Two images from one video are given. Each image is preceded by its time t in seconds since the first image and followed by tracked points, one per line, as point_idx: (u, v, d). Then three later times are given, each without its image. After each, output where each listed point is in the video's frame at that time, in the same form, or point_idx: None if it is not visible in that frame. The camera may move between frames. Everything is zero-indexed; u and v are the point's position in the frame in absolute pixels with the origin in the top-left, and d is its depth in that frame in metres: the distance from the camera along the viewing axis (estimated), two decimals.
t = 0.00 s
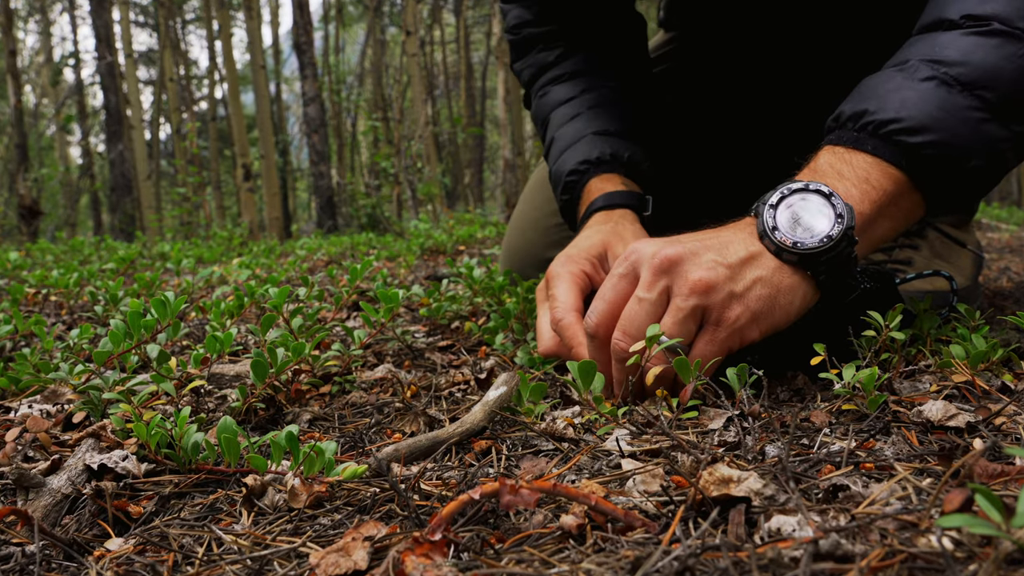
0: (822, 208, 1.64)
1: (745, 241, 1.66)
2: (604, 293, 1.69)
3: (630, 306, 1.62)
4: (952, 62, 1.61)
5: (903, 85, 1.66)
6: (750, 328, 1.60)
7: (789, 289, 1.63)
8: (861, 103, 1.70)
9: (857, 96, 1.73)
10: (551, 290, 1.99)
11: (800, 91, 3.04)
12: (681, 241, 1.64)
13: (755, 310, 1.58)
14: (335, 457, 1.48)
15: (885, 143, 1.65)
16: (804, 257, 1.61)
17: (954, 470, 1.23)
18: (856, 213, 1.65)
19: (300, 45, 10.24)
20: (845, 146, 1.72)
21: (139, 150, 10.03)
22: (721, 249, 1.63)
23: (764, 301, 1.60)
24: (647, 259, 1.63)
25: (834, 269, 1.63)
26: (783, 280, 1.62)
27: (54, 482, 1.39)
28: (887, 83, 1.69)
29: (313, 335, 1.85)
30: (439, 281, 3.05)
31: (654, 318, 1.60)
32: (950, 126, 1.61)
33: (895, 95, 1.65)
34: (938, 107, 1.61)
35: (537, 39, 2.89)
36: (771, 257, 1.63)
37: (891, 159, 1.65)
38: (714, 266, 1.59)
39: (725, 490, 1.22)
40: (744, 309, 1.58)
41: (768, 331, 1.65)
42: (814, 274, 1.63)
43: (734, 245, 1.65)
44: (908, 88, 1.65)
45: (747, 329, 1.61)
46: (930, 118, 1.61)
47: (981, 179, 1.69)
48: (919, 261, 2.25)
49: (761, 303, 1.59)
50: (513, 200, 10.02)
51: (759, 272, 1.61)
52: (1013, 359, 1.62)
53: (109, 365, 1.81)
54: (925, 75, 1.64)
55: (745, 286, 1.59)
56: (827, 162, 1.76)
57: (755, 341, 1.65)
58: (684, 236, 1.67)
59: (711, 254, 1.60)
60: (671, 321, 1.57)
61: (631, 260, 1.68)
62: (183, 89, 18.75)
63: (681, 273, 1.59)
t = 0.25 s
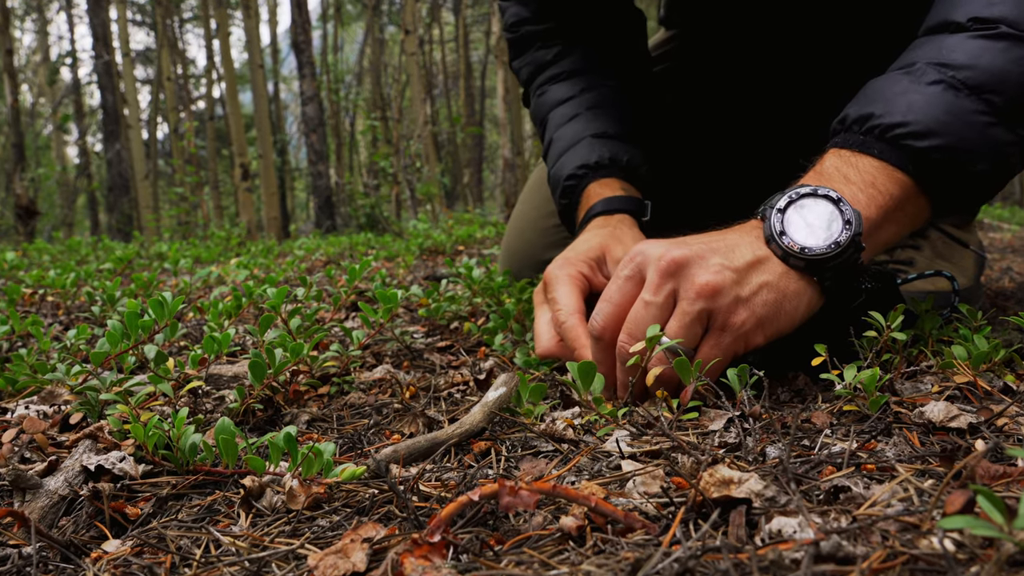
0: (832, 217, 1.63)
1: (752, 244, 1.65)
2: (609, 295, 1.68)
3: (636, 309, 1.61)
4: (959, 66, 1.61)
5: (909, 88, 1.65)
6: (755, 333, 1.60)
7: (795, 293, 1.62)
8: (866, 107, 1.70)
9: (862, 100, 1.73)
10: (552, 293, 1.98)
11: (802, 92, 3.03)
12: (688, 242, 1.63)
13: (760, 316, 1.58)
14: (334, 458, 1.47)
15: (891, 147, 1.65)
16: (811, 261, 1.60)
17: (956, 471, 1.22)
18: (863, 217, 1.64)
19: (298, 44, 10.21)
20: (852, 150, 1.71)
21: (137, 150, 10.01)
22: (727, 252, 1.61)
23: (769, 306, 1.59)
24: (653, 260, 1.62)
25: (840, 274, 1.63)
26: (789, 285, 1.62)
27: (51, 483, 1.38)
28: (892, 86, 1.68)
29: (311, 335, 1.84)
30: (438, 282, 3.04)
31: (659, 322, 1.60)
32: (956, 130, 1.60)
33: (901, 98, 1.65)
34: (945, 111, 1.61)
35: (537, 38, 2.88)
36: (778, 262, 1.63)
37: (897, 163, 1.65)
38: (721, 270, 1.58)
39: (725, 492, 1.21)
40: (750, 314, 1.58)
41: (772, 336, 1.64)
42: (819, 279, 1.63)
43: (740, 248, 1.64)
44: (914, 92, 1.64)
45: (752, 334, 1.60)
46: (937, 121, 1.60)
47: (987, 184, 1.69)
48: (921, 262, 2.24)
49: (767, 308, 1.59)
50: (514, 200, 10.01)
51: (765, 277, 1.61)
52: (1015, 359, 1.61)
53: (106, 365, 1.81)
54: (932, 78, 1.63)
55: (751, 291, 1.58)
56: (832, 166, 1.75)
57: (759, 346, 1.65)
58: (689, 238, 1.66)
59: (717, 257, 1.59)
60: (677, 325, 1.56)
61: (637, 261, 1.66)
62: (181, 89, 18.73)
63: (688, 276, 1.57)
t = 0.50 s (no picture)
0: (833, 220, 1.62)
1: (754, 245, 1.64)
2: (609, 297, 1.67)
3: (636, 311, 1.60)
4: (961, 66, 1.60)
5: (911, 89, 1.64)
6: (755, 336, 1.59)
7: (795, 295, 1.62)
8: (867, 108, 1.68)
9: (862, 101, 1.71)
10: (555, 294, 1.97)
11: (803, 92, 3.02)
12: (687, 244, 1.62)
13: (760, 318, 1.57)
14: (332, 459, 1.46)
15: (893, 148, 1.63)
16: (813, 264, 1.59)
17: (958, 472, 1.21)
18: (865, 220, 1.63)
19: (296, 43, 10.20)
20: (853, 152, 1.70)
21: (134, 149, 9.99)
22: (728, 254, 1.61)
23: (769, 309, 1.58)
24: (654, 262, 1.61)
25: (840, 276, 1.62)
26: (790, 288, 1.61)
27: (48, 484, 1.37)
28: (893, 86, 1.67)
29: (309, 336, 1.83)
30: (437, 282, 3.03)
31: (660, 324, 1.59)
32: (958, 130, 1.59)
33: (903, 99, 1.64)
34: (947, 112, 1.60)
35: (536, 36, 2.87)
36: (779, 265, 1.62)
37: (899, 165, 1.64)
38: (721, 273, 1.57)
39: (726, 493, 1.20)
40: (750, 317, 1.57)
41: (772, 339, 1.64)
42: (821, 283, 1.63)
43: (741, 250, 1.63)
44: (916, 92, 1.63)
45: (752, 337, 1.59)
46: (939, 122, 1.59)
47: (990, 184, 1.68)
48: (923, 262, 2.24)
49: (767, 310, 1.58)
50: (513, 200, 10.01)
51: (766, 279, 1.60)
52: (1017, 360, 1.61)
53: (103, 366, 1.80)
54: (934, 79, 1.63)
55: (752, 293, 1.57)
56: (833, 168, 1.73)
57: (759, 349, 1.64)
58: (690, 240, 1.65)
59: (717, 259, 1.58)
60: (677, 328, 1.56)
61: (637, 263, 1.66)
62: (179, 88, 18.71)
63: (688, 279, 1.57)
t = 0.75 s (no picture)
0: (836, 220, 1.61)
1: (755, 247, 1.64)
2: (608, 298, 1.67)
3: (635, 312, 1.60)
4: (966, 66, 1.59)
5: (915, 88, 1.63)
6: (756, 337, 1.59)
7: (796, 296, 1.61)
8: (871, 107, 1.68)
9: (866, 100, 1.71)
10: (555, 298, 1.96)
11: (804, 93, 3.01)
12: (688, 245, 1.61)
13: (761, 320, 1.57)
14: (331, 460, 1.45)
15: (896, 148, 1.63)
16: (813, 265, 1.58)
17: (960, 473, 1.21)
18: (868, 220, 1.62)
19: (294, 42, 10.18)
20: (856, 151, 1.69)
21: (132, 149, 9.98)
22: (728, 256, 1.60)
23: (770, 311, 1.58)
24: (654, 263, 1.60)
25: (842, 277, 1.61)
26: (791, 290, 1.60)
27: (45, 486, 1.37)
28: (898, 86, 1.66)
29: (307, 336, 1.82)
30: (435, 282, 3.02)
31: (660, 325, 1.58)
32: (962, 131, 1.59)
33: (907, 99, 1.63)
34: (951, 112, 1.59)
35: (533, 34, 2.87)
36: (780, 265, 1.61)
37: (903, 165, 1.63)
38: (721, 274, 1.56)
39: (726, 494, 1.20)
40: (750, 319, 1.57)
41: (773, 341, 1.63)
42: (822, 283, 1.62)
43: (743, 251, 1.62)
44: (920, 92, 1.62)
45: (753, 339, 1.59)
46: (943, 122, 1.59)
47: (993, 185, 1.67)
48: (925, 263, 2.23)
49: (768, 312, 1.57)
50: (512, 200, 10.00)
51: (766, 280, 1.59)
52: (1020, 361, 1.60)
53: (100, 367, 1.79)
54: (938, 79, 1.62)
55: (752, 295, 1.57)
56: (836, 167, 1.73)
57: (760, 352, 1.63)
58: (690, 241, 1.64)
59: (717, 261, 1.58)
60: (677, 329, 1.55)
61: (637, 263, 1.65)
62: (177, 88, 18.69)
63: (687, 280, 1.56)
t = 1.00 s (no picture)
0: (827, 200, 1.60)
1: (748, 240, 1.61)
2: (595, 302, 1.67)
3: (621, 318, 1.60)
4: (976, 49, 1.59)
5: (924, 69, 1.63)
6: (748, 333, 1.58)
7: (789, 291, 1.59)
8: (877, 87, 1.67)
9: (872, 80, 1.70)
10: (548, 293, 1.96)
11: (799, 95, 3.04)
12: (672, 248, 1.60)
13: (751, 316, 1.55)
14: (329, 461, 1.44)
15: (900, 129, 1.61)
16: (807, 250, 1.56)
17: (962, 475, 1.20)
18: (864, 200, 1.61)
19: (293, 41, 10.15)
20: (858, 130, 1.68)
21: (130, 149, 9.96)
22: (714, 254, 1.58)
23: (761, 305, 1.56)
24: (638, 268, 1.60)
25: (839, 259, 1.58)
26: (782, 279, 1.58)
27: (41, 487, 1.36)
28: (905, 66, 1.65)
29: (306, 336, 1.81)
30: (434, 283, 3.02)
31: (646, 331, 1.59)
32: (969, 114, 1.58)
33: (915, 79, 1.62)
34: (960, 94, 1.58)
35: (529, 30, 2.86)
36: (772, 251, 1.59)
37: (904, 146, 1.61)
38: (707, 275, 1.55)
39: (727, 496, 1.19)
40: (740, 316, 1.55)
41: (768, 333, 1.62)
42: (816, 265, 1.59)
43: (729, 246, 1.61)
44: (929, 73, 1.62)
45: (745, 335, 1.58)
46: (951, 104, 1.58)
47: (996, 173, 1.66)
48: (927, 263, 2.22)
49: (759, 307, 1.56)
50: (512, 199, 9.98)
51: (756, 274, 1.57)
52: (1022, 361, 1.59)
53: (97, 367, 1.78)
54: (948, 61, 1.61)
55: (741, 293, 1.55)
56: (837, 146, 1.72)
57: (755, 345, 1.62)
58: (675, 241, 1.63)
59: (702, 262, 1.56)
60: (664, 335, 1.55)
61: (622, 268, 1.64)
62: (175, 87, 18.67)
63: (671, 285, 1.55)
